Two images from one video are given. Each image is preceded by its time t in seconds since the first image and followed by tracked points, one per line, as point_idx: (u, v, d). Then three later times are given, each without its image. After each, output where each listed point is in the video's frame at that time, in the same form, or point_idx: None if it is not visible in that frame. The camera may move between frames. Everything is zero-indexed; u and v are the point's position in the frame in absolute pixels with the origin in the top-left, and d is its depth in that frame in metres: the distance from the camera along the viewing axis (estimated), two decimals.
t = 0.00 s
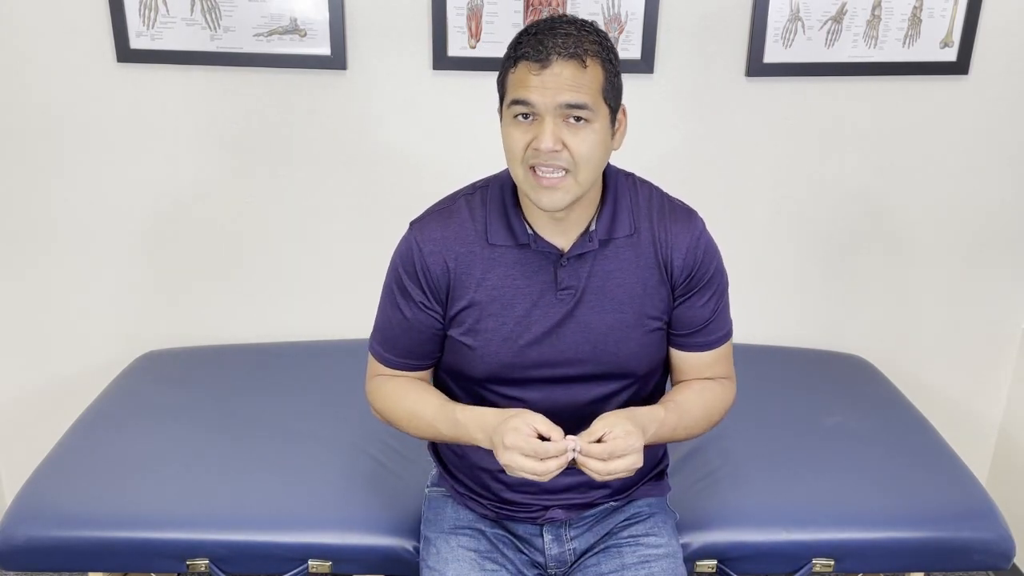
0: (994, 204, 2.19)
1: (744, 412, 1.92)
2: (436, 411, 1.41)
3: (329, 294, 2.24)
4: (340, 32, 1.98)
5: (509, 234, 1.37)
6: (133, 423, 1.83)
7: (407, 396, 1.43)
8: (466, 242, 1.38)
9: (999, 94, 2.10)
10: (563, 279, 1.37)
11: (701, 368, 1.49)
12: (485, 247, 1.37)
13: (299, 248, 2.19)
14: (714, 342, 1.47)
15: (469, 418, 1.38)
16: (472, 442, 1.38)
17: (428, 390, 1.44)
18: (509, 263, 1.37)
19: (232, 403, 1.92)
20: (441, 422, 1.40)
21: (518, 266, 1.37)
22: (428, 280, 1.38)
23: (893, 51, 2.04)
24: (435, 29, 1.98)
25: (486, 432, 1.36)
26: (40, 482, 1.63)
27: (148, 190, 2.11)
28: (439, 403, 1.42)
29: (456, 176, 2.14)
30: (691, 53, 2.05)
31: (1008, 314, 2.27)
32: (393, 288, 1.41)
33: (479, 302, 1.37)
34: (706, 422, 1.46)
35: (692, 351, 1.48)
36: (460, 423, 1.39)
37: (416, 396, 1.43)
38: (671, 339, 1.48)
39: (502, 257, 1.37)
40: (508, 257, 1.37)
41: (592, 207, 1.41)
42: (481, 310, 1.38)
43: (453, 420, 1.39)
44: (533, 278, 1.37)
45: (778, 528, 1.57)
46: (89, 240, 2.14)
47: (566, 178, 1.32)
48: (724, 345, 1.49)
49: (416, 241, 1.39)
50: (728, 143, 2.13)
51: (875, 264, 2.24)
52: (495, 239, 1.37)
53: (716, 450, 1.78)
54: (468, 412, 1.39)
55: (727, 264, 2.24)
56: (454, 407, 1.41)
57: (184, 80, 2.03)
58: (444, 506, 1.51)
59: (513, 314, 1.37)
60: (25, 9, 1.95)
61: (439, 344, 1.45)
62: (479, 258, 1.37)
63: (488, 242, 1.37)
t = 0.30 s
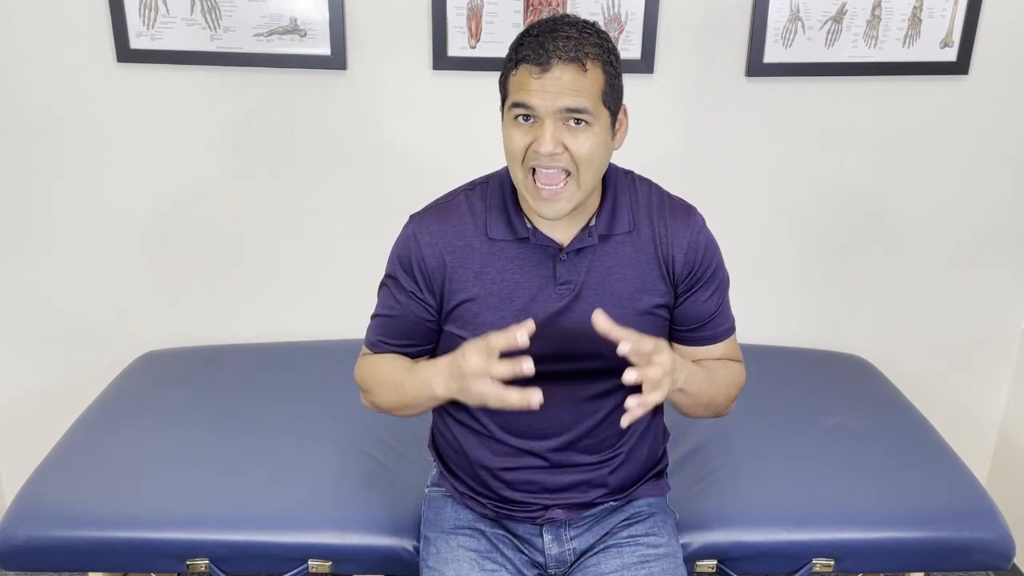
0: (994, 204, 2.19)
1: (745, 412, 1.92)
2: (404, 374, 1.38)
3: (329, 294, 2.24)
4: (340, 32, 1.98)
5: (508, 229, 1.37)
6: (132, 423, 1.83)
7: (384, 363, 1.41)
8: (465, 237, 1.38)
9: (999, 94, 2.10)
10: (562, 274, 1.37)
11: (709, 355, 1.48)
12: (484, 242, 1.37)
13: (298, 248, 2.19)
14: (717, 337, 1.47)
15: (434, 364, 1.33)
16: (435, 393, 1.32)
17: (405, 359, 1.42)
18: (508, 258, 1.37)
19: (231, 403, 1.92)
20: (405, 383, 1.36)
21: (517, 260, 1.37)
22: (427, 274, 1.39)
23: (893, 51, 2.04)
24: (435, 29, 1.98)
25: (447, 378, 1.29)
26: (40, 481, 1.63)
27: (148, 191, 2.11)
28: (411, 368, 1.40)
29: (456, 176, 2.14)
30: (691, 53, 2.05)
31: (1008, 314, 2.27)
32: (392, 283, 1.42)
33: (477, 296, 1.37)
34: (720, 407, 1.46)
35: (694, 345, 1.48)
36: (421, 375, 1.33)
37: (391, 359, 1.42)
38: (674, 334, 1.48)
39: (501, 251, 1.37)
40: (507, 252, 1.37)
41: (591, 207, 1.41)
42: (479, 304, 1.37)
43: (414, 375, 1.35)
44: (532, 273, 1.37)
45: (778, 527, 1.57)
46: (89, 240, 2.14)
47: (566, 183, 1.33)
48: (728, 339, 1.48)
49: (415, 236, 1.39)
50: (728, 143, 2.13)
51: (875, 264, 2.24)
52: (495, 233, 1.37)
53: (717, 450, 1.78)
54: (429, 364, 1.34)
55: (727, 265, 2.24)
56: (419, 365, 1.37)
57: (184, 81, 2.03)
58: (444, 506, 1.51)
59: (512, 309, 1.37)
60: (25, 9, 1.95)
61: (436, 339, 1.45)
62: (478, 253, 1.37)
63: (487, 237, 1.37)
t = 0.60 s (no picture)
0: (994, 204, 2.19)
1: (744, 412, 1.92)
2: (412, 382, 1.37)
3: (329, 295, 2.24)
4: (340, 32, 1.98)
5: (507, 230, 1.37)
6: (132, 423, 1.83)
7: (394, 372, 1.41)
8: (464, 238, 1.38)
9: (999, 94, 2.10)
10: (561, 274, 1.37)
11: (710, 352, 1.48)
12: (484, 243, 1.37)
13: (298, 248, 2.19)
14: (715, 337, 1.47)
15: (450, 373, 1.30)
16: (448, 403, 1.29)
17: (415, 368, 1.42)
18: (507, 259, 1.37)
19: (232, 403, 1.92)
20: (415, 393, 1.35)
21: (516, 261, 1.37)
22: (426, 276, 1.39)
23: (893, 51, 2.04)
24: (435, 29, 1.98)
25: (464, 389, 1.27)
26: (40, 482, 1.63)
27: (147, 191, 2.11)
28: (421, 375, 1.39)
29: (455, 176, 2.14)
30: (691, 53, 2.05)
31: (1007, 314, 2.27)
32: (391, 285, 1.42)
33: (477, 297, 1.37)
34: (724, 400, 1.45)
35: (694, 345, 1.48)
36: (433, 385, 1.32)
37: (399, 365, 1.42)
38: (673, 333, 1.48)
39: (500, 252, 1.37)
40: (507, 252, 1.37)
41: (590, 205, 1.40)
42: (478, 305, 1.37)
43: (426, 384, 1.33)
44: (532, 273, 1.37)
45: (778, 527, 1.57)
46: (89, 240, 2.14)
47: (566, 181, 1.31)
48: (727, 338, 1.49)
49: (414, 237, 1.39)
50: (728, 143, 2.13)
51: (875, 263, 2.24)
52: (494, 234, 1.37)
53: (717, 450, 1.78)
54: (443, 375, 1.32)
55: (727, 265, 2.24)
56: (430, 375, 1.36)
57: (183, 81, 2.03)
58: (444, 506, 1.51)
59: (511, 310, 1.37)
60: (24, 9, 1.95)
61: (435, 340, 1.45)
62: (478, 254, 1.37)
63: (486, 238, 1.37)
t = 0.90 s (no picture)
0: (994, 204, 2.19)
1: (744, 412, 1.92)
2: (421, 407, 1.40)
3: (329, 294, 2.24)
4: (340, 32, 1.98)
5: (508, 233, 1.37)
6: (132, 424, 1.83)
7: (398, 391, 1.43)
8: (464, 242, 1.38)
9: (999, 94, 2.10)
10: (562, 278, 1.37)
11: (710, 357, 1.50)
12: (484, 247, 1.37)
13: (298, 247, 2.19)
14: (716, 339, 1.48)
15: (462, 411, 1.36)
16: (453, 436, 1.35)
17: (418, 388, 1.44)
18: (507, 262, 1.37)
19: (232, 403, 1.92)
20: (421, 419, 1.39)
21: (517, 265, 1.37)
22: (426, 279, 1.38)
23: (893, 51, 2.04)
24: (435, 29, 1.98)
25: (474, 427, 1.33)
26: (40, 482, 1.63)
27: (147, 190, 2.11)
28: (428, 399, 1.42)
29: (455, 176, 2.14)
30: (691, 53, 2.05)
31: (1007, 314, 2.27)
32: (391, 288, 1.41)
33: (477, 301, 1.37)
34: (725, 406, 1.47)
35: (695, 348, 1.49)
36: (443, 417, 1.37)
37: (402, 384, 1.44)
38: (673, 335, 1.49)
39: (500, 256, 1.37)
40: (507, 256, 1.37)
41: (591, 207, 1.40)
42: (478, 309, 1.38)
43: (437, 415, 1.38)
44: (532, 277, 1.37)
45: (778, 527, 1.57)
46: (89, 240, 2.14)
47: (569, 180, 1.31)
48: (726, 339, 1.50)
49: (414, 240, 1.38)
50: (728, 143, 2.13)
51: (875, 263, 2.24)
52: (494, 238, 1.37)
53: (716, 450, 1.78)
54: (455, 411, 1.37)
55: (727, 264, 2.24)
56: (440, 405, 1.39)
57: (183, 80, 2.03)
58: (444, 506, 1.51)
59: (511, 314, 1.37)
60: (24, 9, 1.95)
61: (435, 343, 1.45)
62: (478, 258, 1.37)
63: (486, 241, 1.37)
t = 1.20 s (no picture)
0: (994, 204, 2.19)
1: (745, 412, 1.92)
2: (414, 411, 1.41)
3: (329, 294, 2.24)
4: (340, 32, 1.98)
5: (509, 236, 1.37)
6: (132, 424, 1.83)
7: (392, 393, 1.44)
8: (466, 244, 1.38)
9: (998, 94, 2.10)
10: (563, 281, 1.37)
11: (711, 361, 1.51)
12: (486, 250, 1.37)
13: (298, 247, 2.19)
14: (716, 342, 1.48)
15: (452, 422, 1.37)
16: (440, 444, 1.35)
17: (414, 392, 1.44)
18: (509, 265, 1.37)
19: (232, 403, 1.92)
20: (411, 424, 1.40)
21: (518, 268, 1.37)
22: (428, 282, 1.38)
23: (893, 51, 2.04)
24: (435, 29, 1.98)
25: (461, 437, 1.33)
26: (40, 481, 1.63)
27: (147, 190, 2.11)
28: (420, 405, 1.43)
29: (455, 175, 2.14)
30: (691, 53, 2.05)
31: (1007, 313, 2.27)
32: (392, 290, 1.41)
33: (478, 303, 1.37)
34: (729, 410, 1.49)
35: (697, 351, 1.50)
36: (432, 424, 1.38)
37: (398, 386, 1.45)
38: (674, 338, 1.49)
39: (501, 258, 1.37)
40: (508, 259, 1.37)
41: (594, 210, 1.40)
42: (480, 311, 1.38)
43: (427, 420, 1.39)
44: (533, 280, 1.37)
45: (778, 528, 1.57)
46: (89, 240, 2.14)
47: (573, 183, 1.31)
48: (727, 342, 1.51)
49: (415, 242, 1.38)
50: (728, 143, 2.13)
51: (874, 263, 2.24)
52: (495, 241, 1.37)
53: (717, 450, 1.78)
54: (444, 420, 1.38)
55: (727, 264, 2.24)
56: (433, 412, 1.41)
57: (183, 80, 2.03)
58: (444, 506, 1.51)
59: (513, 317, 1.37)
60: (24, 9, 1.95)
61: (436, 344, 1.45)
62: (479, 261, 1.37)
63: (488, 244, 1.37)
